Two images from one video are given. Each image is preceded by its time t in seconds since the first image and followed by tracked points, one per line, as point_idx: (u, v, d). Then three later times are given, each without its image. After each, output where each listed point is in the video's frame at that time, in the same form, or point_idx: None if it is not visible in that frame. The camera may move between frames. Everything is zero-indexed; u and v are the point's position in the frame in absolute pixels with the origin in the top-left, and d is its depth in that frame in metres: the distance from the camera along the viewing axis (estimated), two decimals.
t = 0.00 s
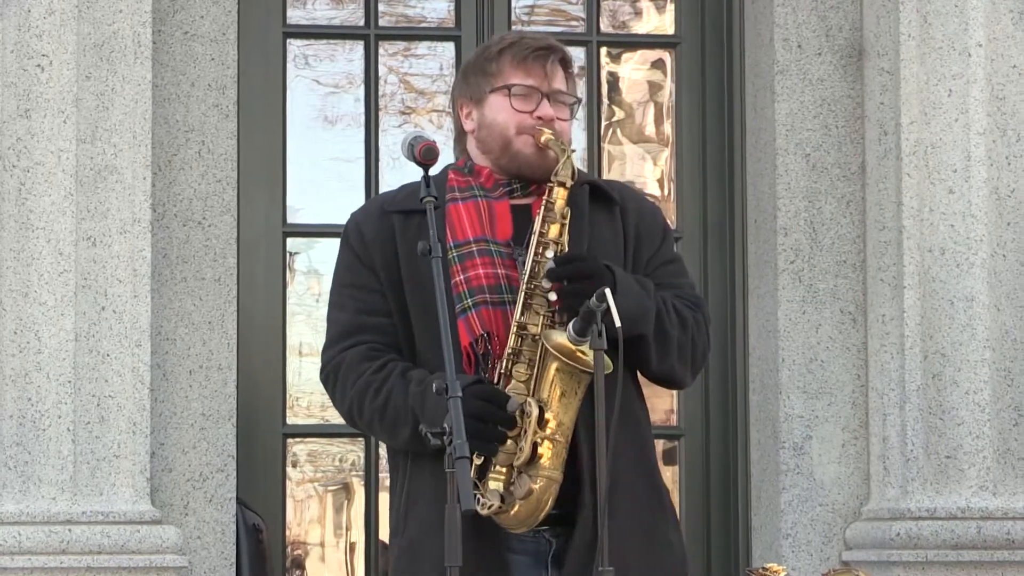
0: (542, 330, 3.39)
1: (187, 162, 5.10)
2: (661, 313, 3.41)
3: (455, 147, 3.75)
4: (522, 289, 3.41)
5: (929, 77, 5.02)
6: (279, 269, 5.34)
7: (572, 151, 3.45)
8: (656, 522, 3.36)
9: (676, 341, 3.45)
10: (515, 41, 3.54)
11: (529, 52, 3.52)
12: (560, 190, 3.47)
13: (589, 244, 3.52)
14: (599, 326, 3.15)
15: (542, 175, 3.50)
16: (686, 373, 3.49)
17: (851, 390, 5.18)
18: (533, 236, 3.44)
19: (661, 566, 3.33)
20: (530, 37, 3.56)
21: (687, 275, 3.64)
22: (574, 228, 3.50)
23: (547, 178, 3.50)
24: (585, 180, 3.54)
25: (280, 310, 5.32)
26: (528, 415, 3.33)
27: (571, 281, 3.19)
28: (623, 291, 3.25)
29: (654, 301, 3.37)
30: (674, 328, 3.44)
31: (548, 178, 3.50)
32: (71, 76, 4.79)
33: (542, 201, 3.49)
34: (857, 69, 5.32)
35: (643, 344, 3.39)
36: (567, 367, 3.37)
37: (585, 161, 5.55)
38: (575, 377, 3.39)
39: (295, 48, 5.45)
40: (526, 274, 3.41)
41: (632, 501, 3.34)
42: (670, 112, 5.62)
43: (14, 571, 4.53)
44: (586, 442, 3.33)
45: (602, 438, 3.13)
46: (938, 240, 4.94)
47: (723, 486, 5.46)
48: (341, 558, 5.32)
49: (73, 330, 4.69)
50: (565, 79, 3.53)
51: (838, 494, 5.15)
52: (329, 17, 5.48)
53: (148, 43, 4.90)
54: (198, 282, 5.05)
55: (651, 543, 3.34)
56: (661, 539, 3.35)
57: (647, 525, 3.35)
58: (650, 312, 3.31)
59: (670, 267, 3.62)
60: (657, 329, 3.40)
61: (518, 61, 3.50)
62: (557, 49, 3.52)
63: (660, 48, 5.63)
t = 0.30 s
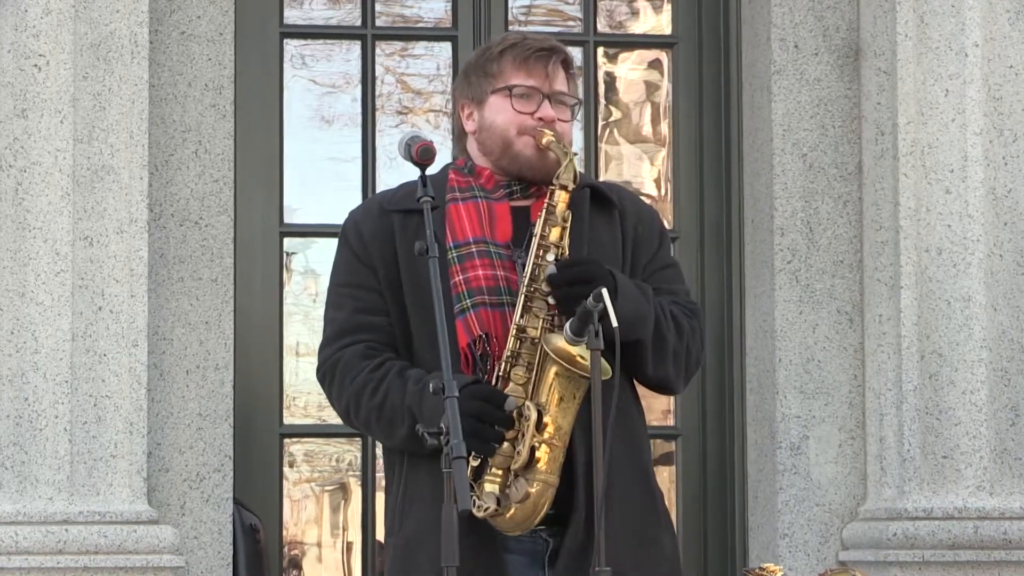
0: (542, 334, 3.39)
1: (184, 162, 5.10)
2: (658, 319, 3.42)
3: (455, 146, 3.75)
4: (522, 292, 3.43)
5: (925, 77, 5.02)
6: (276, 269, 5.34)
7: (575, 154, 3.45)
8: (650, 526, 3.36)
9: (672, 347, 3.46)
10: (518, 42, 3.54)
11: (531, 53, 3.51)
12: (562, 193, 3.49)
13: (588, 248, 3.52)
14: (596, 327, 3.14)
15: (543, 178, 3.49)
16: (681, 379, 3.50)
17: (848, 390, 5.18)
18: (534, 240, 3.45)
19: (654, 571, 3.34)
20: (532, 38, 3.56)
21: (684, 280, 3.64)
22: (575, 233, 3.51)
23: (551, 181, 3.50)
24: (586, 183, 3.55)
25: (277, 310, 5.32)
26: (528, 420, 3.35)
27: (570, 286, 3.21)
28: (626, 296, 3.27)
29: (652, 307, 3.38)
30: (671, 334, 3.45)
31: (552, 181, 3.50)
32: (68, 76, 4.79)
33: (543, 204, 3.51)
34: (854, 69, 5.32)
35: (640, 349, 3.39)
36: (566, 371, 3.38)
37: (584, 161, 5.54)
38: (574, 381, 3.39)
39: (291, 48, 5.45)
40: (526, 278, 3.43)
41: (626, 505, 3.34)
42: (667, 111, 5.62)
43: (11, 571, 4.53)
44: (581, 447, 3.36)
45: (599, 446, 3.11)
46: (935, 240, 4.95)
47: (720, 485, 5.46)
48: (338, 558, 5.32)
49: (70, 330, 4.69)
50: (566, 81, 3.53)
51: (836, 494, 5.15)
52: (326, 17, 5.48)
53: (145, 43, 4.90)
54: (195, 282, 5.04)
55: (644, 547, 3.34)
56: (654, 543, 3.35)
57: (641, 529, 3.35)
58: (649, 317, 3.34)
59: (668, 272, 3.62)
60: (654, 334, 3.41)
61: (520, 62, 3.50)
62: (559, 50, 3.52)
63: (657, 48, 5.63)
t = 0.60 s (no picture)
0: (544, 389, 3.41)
1: (184, 162, 5.09)
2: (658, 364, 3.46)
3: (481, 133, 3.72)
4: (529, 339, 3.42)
5: (925, 77, 5.03)
6: (276, 269, 5.34)
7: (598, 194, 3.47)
8: (647, 555, 3.41)
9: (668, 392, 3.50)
10: (555, 51, 3.49)
11: (566, 67, 3.47)
12: (582, 242, 3.48)
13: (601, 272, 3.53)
14: (596, 326, 3.15)
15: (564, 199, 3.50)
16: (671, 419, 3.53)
17: (848, 390, 5.18)
18: (551, 283, 3.46)
19: None
20: (570, 47, 3.50)
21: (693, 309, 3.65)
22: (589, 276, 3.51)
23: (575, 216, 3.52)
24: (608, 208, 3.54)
25: (277, 309, 5.32)
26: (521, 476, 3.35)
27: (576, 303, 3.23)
28: (630, 348, 3.35)
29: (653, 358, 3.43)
30: (668, 380, 3.49)
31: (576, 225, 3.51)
32: (68, 76, 4.79)
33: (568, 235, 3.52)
34: (854, 69, 5.32)
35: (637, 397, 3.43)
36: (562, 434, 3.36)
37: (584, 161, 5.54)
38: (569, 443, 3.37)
39: (292, 48, 5.45)
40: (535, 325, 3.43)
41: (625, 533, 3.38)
42: (668, 111, 5.62)
43: (12, 571, 4.53)
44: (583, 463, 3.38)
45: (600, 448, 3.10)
46: (935, 240, 4.95)
47: (720, 486, 5.46)
48: (339, 558, 5.32)
49: (70, 330, 4.69)
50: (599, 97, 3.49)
51: (836, 494, 5.15)
52: (326, 17, 5.48)
53: (145, 43, 4.90)
54: (195, 282, 5.04)
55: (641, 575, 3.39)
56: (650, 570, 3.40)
57: (639, 556, 3.40)
58: (647, 373, 3.39)
59: (678, 300, 3.62)
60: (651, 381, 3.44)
61: (555, 77, 3.46)
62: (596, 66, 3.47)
63: (658, 48, 5.63)
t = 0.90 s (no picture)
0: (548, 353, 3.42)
1: (186, 162, 5.09)
2: (666, 339, 3.44)
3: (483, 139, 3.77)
4: (532, 305, 3.46)
5: (927, 77, 5.03)
6: (277, 269, 5.34)
7: (595, 168, 3.47)
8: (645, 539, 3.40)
9: (678, 368, 3.48)
10: (548, 43, 3.56)
11: (560, 56, 3.54)
12: (579, 210, 3.52)
13: (602, 260, 3.55)
14: (598, 327, 3.16)
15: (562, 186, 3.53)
16: (684, 399, 3.52)
17: (850, 390, 5.18)
18: (549, 253, 3.49)
19: None
20: (563, 39, 3.57)
21: (696, 297, 3.65)
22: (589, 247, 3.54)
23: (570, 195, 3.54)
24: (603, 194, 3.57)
25: (279, 309, 5.32)
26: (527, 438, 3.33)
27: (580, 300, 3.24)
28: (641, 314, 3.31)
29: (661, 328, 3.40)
30: (678, 355, 3.47)
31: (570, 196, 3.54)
32: (70, 76, 4.79)
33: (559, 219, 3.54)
34: (856, 70, 5.32)
35: (646, 370, 3.41)
36: (570, 394, 3.38)
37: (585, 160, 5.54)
38: (577, 403, 3.40)
39: (293, 48, 5.45)
40: (537, 293, 3.47)
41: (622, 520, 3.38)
42: (669, 112, 5.62)
43: (13, 572, 4.53)
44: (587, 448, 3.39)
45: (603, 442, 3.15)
46: (936, 240, 4.95)
47: (721, 487, 5.46)
48: (340, 558, 5.32)
49: (72, 331, 4.69)
50: (594, 85, 3.54)
51: (837, 494, 5.15)
52: (327, 17, 5.48)
53: (146, 44, 4.89)
54: (196, 283, 5.04)
55: (640, 560, 3.39)
56: (650, 555, 3.40)
57: (636, 542, 3.39)
58: (657, 340, 3.36)
59: (681, 286, 3.64)
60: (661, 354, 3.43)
61: (548, 65, 3.52)
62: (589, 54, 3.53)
63: (660, 49, 5.63)
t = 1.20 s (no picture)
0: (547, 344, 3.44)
1: (187, 162, 5.10)
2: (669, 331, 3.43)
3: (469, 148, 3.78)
4: (531, 299, 3.48)
5: (928, 77, 5.03)
6: (279, 269, 5.34)
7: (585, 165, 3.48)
8: (652, 535, 3.39)
9: (682, 361, 3.47)
10: (536, 49, 3.57)
11: (548, 62, 3.55)
12: (571, 204, 3.52)
13: (600, 256, 3.55)
14: (599, 326, 3.18)
15: (552, 189, 3.54)
16: (689, 394, 3.50)
17: (851, 390, 5.18)
18: (543, 249, 3.50)
19: None
20: (550, 46, 3.59)
21: (697, 292, 3.64)
22: (586, 243, 3.54)
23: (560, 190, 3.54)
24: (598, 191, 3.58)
25: (280, 309, 5.32)
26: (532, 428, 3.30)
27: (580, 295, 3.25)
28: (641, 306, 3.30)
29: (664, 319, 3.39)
30: (681, 348, 3.46)
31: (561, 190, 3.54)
32: (71, 76, 4.79)
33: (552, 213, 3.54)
34: (857, 70, 5.32)
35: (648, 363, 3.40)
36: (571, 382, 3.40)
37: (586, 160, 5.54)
38: (578, 392, 3.42)
39: (294, 48, 5.45)
40: (534, 288, 3.48)
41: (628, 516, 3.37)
42: (670, 112, 5.62)
43: (14, 572, 4.53)
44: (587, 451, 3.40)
45: (603, 438, 3.17)
46: (938, 240, 4.95)
47: (722, 487, 5.46)
48: (341, 558, 5.32)
49: (73, 331, 4.69)
50: (582, 91, 3.56)
51: (838, 494, 5.15)
52: (328, 17, 5.48)
53: (148, 44, 4.90)
54: (198, 283, 5.04)
55: (648, 556, 3.37)
56: (658, 551, 3.38)
57: (642, 538, 3.37)
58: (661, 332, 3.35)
59: (682, 282, 3.62)
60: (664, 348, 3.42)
61: (537, 71, 3.53)
62: (577, 61, 3.55)
63: (661, 49, 5.63)
